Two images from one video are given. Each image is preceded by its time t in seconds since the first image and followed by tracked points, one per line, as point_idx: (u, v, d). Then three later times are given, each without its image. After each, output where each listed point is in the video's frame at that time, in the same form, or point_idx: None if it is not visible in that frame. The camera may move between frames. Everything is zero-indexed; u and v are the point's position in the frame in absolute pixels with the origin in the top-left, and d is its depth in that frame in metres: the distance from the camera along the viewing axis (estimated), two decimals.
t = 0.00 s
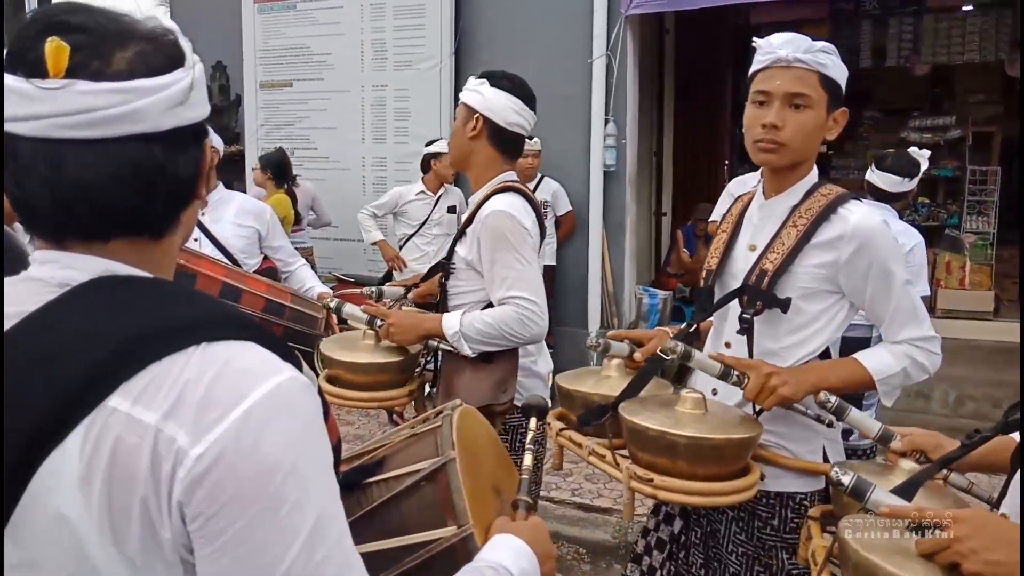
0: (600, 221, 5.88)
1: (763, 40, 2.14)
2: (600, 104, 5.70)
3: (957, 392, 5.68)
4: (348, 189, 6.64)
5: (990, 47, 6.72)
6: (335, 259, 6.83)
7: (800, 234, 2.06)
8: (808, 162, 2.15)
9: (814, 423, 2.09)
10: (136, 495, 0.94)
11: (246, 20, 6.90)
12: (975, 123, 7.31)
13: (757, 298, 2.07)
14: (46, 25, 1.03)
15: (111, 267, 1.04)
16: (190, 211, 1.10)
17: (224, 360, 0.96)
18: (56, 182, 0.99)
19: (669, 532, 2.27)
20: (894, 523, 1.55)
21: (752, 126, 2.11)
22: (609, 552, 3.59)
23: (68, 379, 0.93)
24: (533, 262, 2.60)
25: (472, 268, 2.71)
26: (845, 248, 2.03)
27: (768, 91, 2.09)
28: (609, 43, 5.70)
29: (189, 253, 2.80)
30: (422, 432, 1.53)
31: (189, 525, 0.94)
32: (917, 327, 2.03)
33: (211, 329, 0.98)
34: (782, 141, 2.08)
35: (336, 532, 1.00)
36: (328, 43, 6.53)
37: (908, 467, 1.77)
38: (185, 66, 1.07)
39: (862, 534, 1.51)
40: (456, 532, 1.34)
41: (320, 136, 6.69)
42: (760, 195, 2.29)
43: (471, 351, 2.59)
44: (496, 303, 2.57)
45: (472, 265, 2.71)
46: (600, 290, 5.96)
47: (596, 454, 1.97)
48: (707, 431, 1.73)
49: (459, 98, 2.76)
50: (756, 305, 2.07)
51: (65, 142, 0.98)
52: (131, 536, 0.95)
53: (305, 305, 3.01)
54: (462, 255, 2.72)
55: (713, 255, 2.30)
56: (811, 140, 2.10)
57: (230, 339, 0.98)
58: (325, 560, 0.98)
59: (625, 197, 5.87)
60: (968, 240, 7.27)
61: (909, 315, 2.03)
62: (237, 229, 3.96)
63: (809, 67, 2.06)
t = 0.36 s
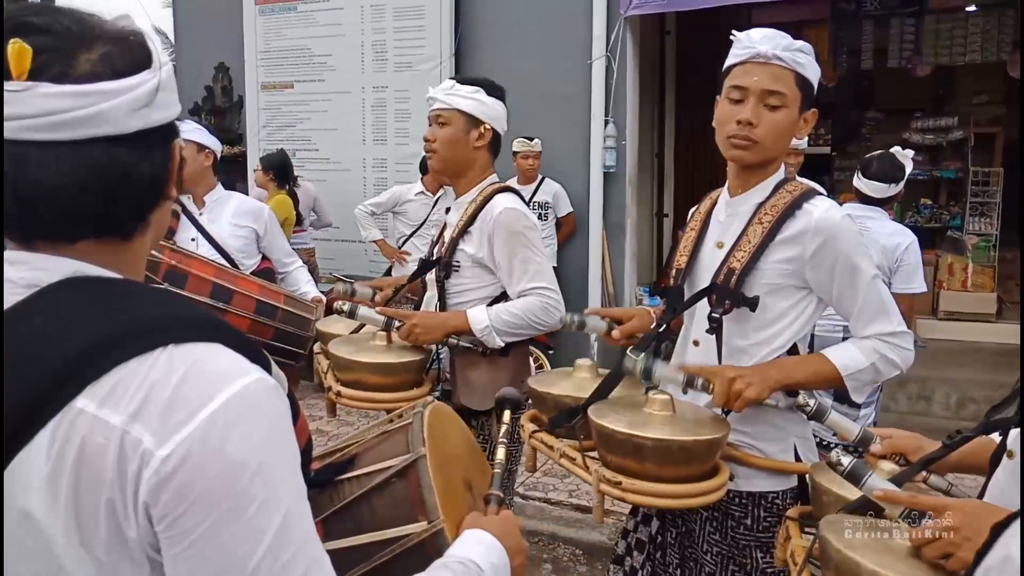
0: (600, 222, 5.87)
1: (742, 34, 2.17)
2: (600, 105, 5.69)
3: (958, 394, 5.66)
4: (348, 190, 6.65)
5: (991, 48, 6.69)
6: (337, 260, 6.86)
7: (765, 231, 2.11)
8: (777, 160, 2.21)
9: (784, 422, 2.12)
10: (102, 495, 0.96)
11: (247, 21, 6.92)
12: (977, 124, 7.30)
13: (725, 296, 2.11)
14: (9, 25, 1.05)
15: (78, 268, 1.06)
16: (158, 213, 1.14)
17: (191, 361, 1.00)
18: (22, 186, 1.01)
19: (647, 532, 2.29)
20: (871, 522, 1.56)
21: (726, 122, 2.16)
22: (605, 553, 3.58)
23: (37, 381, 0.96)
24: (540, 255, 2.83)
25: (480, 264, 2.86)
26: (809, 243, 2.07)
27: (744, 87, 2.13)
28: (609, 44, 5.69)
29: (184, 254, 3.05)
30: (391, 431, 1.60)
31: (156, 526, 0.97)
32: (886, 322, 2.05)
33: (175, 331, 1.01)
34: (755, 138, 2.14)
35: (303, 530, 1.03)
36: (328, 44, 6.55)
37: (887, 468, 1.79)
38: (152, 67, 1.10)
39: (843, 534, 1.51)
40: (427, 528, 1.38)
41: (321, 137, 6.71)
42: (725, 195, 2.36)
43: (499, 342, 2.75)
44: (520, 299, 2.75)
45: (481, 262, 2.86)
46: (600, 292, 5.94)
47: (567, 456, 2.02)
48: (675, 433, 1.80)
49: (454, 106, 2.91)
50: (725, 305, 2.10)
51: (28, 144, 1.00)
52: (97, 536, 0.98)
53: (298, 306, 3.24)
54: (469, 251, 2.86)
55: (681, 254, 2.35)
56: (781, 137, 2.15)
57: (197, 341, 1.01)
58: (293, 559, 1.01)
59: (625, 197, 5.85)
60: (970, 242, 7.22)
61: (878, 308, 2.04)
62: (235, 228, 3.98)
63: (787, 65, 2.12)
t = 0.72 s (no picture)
0: (604, 225, 5.87)
1: (703, 50, 2.16)
2: (604, 108, 5.69)
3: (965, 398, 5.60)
4: (353, 194, 6.67)
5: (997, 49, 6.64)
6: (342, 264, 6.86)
7: (745, 238, 2.13)
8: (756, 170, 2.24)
9: (769, 426, 2.13)
10: (83, 508, 0.99)
11: (252, 27, 6.95)
12: (982, 127, 7.29)
13: (706, 304, 2.13)
14: None
15: (65, 276, 1.08)
16: (146, 223, 1.16)
17: (171, 377, 1.01)
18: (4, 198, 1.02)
19: (640, 535, 2.34)
20: (867, 521, 1.54)
21: (702, 147, 2.18)
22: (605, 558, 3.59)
23: (19, 395, 0.97)
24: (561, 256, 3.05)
25: (510, 267, 2.98)
26: (789, 250, 2.10)
27: (714, 111, 2.13)
28: (613, 47, 5.70)
29: (187, 258, 3.06)
30: (381, 435, 1.62)
31: (136, 540, 0.99)
32: (867, 324, 2.07)
33: (159, 345, 1.02)
34: (732, 162, 2.15)
35: (286, 541, 1.06)
36: (333, 49, 6.58)
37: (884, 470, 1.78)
38: (141, 76, 1.12)
39: (840, 535, 1.50)
40: (415, 532, 1.41)
41: (325, 142, 6.74)
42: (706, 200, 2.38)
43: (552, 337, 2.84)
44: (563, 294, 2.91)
45: (509, 265, 2.98)
46: (605, 295, 5.92)
47: (553, 470, 2.03)
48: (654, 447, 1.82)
49: (481, 116, 2.98)
50: (706, 312, 2.13)
51: (10, 153, 1.02)
52: (79, 547, 1.00)
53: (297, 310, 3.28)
54: (501, 255, 2.96)
55: (665, 258, 2.39)
56: (757, 155, 2.17)
57: (179, 355, 1.03)
58: (275, 572, 1.03)
59: (629, 201, 5.85)
60: (976, 245, 7.26)
61: (859, 312, 2.07)
62: (237, 233, 3.99)
63: (752, 82, 2.12)
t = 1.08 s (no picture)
0: (598, 222, 5.85)
1: (676, 40, 2.15)
2: (598, 105, 5.67)
3: (959, 393, 5.60)
4: (345, 191, 6.63)
5: (991, 45, 6.63)
6: (334, 261, 6.83)
7: (730, 228, 2.11)
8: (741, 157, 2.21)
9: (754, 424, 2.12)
10: (72, 524, 0.96)
11: (244, 23, 6.90)
12: (977, 122, 7.28)
13: (692, 297, 2.10)
14: None
15: (47, 280, 1.04)
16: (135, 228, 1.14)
17: (162, 385, 0.98)
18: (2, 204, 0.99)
19: (627, 536, 2.34)
20: (868, 519, 1.50)
21: (679, 137, 2.16)
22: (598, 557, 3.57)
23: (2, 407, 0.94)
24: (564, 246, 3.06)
25: (532, 263, 2.93)
26: (775, 241, 2.07)
27: (686, 100, 2.13)
28: (606, 43, 5.67)
29: (178, 258, 3.05)
30: (367, 439, 1.62)
31: (128, 555, 0.96)
32: (855, 319, 2.05)
33: (148, 350, 0.99)
34: (709, 150, 2.13)
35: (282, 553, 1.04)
36: (325, 45, 6.54)
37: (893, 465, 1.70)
38: (145, 80, 1.12)
39: (839, 532, 1.47)
40: (406, 534, 1.38)
41: (317, 139, 6.70)
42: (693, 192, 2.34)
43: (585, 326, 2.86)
44: (582, 284, 2.93)
45: (532, 262, 2.92)
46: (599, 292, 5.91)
47: (534, 464, 2.01)
48: (636, 441, 1.81)
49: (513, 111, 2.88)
50: (692, 305, 2.10)
51: (20, 163, 0.99)
52: (66, 564, 0.97)
53: (290, 309, 3.25)
54: (529, 252, 2.89)
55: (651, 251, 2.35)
56: (736, 140, 2.14)
57: (169, 361, 1.00)
58: None
59: (623, 197, 5.83)
60: (970, 240, 7.24)
61: (846, 306, 2.04)
62: (227, 231, 3.95)
63: (724, 68, 2.09)
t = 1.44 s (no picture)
0: (555, 228, 5.81)
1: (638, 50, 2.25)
2: (555, 110, 5.64)
3: (913, 396, 5.64)
4: (296, 197, 6.46)
5: (938, 53, 6.78)
6: (285, 270, 6.63)
7: (707, 233, 2.05)
8: (699, 148, 2.17)
9: (718, 443, 2.08)
10: (70, 563, 0.83)
11: (190, 24, 6.69)
12: (925, 128, 7.51)
13: (668, 305, 2.03)
14: None
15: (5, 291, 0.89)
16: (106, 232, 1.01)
17: (170, 396, 0.88)
18: None
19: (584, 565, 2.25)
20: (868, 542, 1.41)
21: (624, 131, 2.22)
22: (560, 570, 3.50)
23: None
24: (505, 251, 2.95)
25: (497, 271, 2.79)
26: (751, 250, 2.02)
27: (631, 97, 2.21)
28: (563, 48, 5.64)
29: (119, 267, 2.87)
30: (311, 463, 1.48)
31: None
32: (827, 338, 2.02)
33: (142, 361, 0.88)
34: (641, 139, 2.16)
35: None
36: (275, 48, 6.36)
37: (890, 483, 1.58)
38: (137, 92, 1.00)
39: (835, 559, 1.37)
40: (371, 563, 1.29)
41: (266, 143, 6.51)
42: (670, 200, 2.30)
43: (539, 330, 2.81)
44: (530, 294, 2.87)
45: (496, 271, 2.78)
46: (556, 299, 5.85)
47: (489, 474, 1.89)
48: (604, 451, 1.74)
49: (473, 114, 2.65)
50: (666, 314, 2.03)
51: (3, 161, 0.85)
52: None
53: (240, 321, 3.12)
54: (495, 261, 2.76)
55: (622, 261, 2.30)
56: (674, 128, 2.12)
57: (164, 372, 0.89)
58: None
59: (579, 203, 5.80)
60: (919, 244, 7.26)
61: (819, 322, 2.01)
62: (173, 239, 3.79)
63: (651, 64, 2.16)
